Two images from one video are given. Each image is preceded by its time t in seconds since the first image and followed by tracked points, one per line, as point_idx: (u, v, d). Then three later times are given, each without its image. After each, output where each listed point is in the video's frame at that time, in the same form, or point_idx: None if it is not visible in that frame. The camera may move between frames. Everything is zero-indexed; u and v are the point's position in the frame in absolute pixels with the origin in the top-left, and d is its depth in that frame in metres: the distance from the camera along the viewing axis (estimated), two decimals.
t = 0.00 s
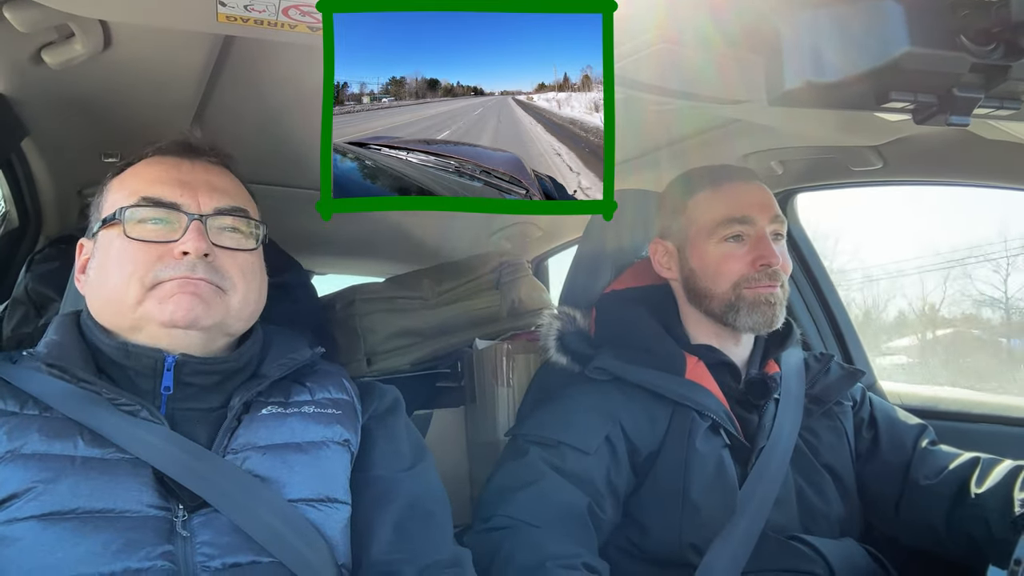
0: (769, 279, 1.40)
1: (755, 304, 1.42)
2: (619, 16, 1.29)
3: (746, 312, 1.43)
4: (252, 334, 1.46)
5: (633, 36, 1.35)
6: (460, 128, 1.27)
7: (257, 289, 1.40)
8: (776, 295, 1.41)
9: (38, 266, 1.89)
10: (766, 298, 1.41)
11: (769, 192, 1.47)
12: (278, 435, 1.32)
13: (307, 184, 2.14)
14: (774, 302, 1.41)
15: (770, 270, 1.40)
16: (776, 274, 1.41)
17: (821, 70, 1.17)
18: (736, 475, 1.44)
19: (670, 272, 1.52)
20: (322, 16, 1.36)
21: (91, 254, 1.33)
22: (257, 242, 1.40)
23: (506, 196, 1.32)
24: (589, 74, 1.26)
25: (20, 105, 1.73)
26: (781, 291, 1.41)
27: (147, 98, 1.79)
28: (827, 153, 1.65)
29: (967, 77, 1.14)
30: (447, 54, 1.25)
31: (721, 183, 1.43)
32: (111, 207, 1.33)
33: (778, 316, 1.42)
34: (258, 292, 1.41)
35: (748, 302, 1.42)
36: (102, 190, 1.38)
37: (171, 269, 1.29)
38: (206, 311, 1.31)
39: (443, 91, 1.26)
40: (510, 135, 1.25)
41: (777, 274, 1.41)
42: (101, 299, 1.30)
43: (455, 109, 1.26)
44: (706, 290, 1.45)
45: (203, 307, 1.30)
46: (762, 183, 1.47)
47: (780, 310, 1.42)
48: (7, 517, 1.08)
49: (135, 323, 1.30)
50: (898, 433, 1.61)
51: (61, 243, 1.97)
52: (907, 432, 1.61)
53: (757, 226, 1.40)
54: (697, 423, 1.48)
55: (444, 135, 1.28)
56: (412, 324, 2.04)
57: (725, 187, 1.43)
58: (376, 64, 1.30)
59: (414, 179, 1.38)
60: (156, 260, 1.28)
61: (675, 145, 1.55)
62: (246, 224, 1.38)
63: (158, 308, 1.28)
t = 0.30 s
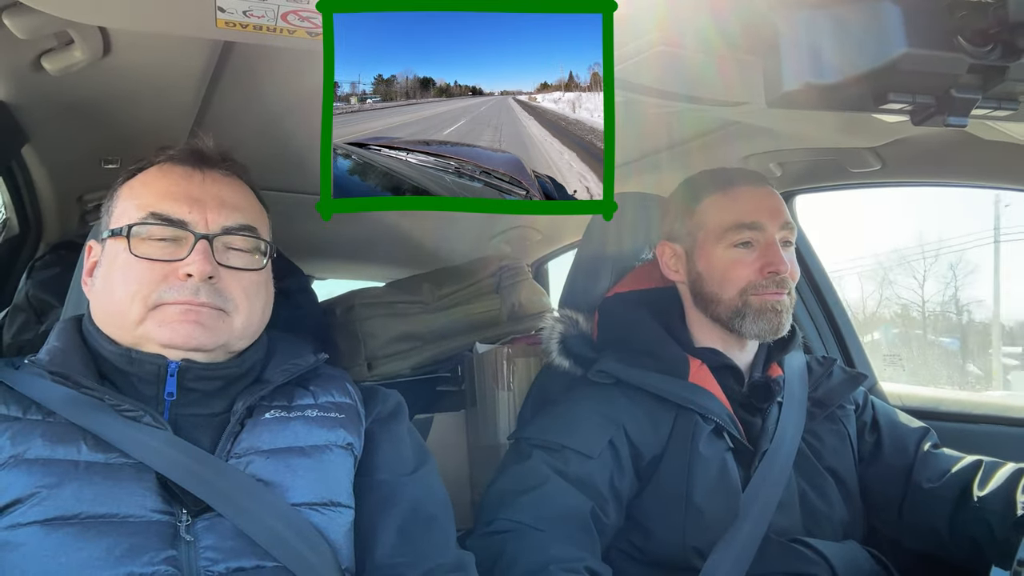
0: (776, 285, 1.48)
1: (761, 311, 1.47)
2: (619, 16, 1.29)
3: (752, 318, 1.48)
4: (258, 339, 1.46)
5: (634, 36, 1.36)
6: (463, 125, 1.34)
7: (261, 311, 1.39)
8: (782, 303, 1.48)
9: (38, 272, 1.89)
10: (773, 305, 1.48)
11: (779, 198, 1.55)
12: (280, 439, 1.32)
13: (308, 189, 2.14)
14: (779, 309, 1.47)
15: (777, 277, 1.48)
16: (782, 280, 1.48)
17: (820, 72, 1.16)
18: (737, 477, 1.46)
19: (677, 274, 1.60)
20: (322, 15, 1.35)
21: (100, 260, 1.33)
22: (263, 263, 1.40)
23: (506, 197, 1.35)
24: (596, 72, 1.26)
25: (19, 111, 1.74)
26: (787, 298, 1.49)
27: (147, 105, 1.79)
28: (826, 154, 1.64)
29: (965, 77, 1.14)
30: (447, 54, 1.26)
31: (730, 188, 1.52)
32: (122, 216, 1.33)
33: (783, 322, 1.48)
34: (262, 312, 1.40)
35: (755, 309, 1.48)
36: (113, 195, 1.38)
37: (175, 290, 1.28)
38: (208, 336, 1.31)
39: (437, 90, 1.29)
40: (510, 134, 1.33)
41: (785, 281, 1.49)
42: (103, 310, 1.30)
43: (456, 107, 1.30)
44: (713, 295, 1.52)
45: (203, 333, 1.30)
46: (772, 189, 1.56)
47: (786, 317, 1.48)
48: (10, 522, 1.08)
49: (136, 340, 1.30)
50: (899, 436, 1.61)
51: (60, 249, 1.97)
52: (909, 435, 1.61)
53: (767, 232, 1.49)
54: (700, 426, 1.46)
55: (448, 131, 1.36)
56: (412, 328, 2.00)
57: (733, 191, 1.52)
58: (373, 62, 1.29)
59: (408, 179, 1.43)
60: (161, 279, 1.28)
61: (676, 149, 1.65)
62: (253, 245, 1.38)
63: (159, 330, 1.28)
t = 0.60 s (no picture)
0: (773, 291, 1.46)
1: (757, 317, 1.49)
2: (619, 15, 1.33)
3: (748, 324, 1.49)
4: (253, 340, 1.46)
5: (635, 37, 1.38)
6: (462, 127, 1.31)
7: (254, 306, 1.40)
8: (778, 309, 1.49)
9: (38, 276, 1.89)
10: (768, 314, 1.49)
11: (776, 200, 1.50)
12: (277, 440, 1.32)
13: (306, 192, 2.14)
14: (775, 317, 1.49)
15: (774, 283, 1.46)
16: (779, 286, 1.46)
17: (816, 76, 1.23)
18: (735, 480, 1.46)
19: (674, 278, 1.52)
20: (322, 16, 1.37)
21: (90, 265, 1.33)
22: (254, 258, 1.40)
23: (506, 197, 1.37)
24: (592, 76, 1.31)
25: (19, 115, 1.75)
26: (784, 305, 1.49)
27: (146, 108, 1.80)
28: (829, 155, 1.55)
29: (961, 81, 1.18)
30: (445, 55, 1.29)
31: (729, 191, 1.45)
32: (110, 220, 1.33)
33: (779, 327, 1.51)
34: (254, 309, 1.40)
35: (750, 314, 1.48)
36: (102, 200, 1.38)
37: (166, 288, 1.29)
38: (202, 333, 1.32)
39: (430, 90, 1.30)
40: (510, 136, 1.30)
41: (781, 287, 1.47)
42: (97, 313, 1.30)
43: (455, 109, 1.30)
44: (710, 299, 1.48)
45: (197, 329, 1.31)
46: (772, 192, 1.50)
47: (780, 322, 1.51)
48: (6, 524, 1.07)
49: (129, 339, 1.30)
50: (896, 436, 1.55)
51: (60, 253, 1.97)
52: (906, 435, 1.55)
53: (763, 237, 1.44)
54: (697, 428, 1.48)
55: (444, 135, 1.32)
56: (410, 331, 2.06)
57: (732, 195, 1.46)
58: (371, 59, 1.32)
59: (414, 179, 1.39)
60: (152, 277, 1.28)
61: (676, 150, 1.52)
62: (243, 240, 1.38)
63: (151, 328, 1.28)
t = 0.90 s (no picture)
0: (772, 284, 1.44)
1: (756, 310, 1.47)
2: (619, 16, 1.34)
3: (748, 318, 1.48)
4: (253, 335, 1.45)
5: (634, 37, 1.36)
6: (464, 125, 1.28)
7: (255, 296, 1.39)
8: (776, 304, 1.47)
9: (37, 270, 1.88)
10: (767, 308, 1.47)
11: (772, 196, 1.47)
12: (278, 437, 1.32)
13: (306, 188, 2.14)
14: (774, 311, 1.47)
15: (773, 275, 1.44)
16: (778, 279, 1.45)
17: (820, 73, 1.29)
18: (735, 478, 1.46)
19: (671, 277, 1.49)
20: (322, 17, 1.39)
21: (90, 262, 1.32)
22: (254, 247, 1.39)
23: (506, 196, 1.35)
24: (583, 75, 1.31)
25: (19, 110, 1.74)
26: (782, 300, 1.48)
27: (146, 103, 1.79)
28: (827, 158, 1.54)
29: (965, 79, 1.25)
30: (441, 54, 1.29)
31: (723, 186, 1.42)
32: (109, 212, 1.32)
33: (778, 323, 1.51)
34: (256, 299, 1.40)
35: (750, 309, 1.46)
36: (100, 194, 1.37)
37: (168, 279, 1.28)
38: (205, 323, 1.32)
39: (419, 89, 1.29)
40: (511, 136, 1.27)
41: (780, 278, 1.45)
42: (98, 307, 1.30)
43: (454, 108, 1.28)
44: (710, 294, 1.46)
45: (199, 320, 1.31)
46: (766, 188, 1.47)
47: (780, 319, 1.50)
48: (5, 519, 1.07)
49: (131, 332, 1.30)
50: (898, 436, 1.57)
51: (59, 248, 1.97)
52: (908, 436, 1.57)
53: (758, 230, 1.42)
54: (697, 427, 1.49)
55: (446, 134, 1.29)
56: (411, 327, 2.05)
57: (727, 189, 1.42)
58: (367, 55, 1.32)
59: (414, 178, 1.36)
60: (153, 269, 1.28)
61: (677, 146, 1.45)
62: (242, 231, 1.37)
63: (153, 320, 1.28)
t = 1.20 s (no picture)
0: (777, 282, 1.43)
1: (761, 308, 1.44)
2: (619, 16, 1.30)
3: (752, 316, 1.45)
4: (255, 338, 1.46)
5: (633, 36, 1.36)
6: (460, 128, 1.30)
7: (262, 306, 1.39)
8: (781, 302, 1.44)
9: (37, 273, 1.89)
10: (772, 305, 1.44)
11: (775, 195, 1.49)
12: (280, 438, 1.32)
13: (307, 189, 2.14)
14: (779, 309, 1.44)
15: (777, 272, 1.43)
16: (783, 277, 1.44)
17: (818, 70, 1.14)
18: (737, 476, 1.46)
19: (676, 273, 1.53)
20: (322, 17, 1.38)
21: (98, 259, 1.33)
22: (264, 257, 1.40)
23: (506, 196, 1.33)
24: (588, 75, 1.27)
25: (17, 111, 1.74)
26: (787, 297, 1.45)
27: (144, 105, 1.79)
28: (824, 153, 1.64)
29: (962, 76, 1.12)
30: (443, 56, 1.27)
31: (728, 184, 1.46)
32: (120, 215, 1.32)
33: (784, 320, 1.45)
34: (262, 308, 1.40)
35: (755, 305, 1.44)
36: (111, 193, 1.38)
37: (178, 286, 1.28)
38: (212, 330, 1.31)
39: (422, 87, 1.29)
40: (511, 135, 1.27)
41: (785, 277, 1.44)
42: (105, 308, 1.30)
43: (454, 108, 1.28)
44: (715, 290, 1.47)
45: (207, 327, 1.30)
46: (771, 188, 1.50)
47: (786, 316, 1.46)
48: (8, 522, 1.07)
49: (138, 335, 1.29)
50: (899, 433, 1.62)
51: (59, 250, 1.97)
52: (908, 432, 1.61)
53: (764, 227, 1.43)
54: (700, 425, 1.49)
55: (444, 134, 1.31)
56: (411, 327, 2.05)
57: (731, 187, 1.47)
58: (372, 53, 1.31)
59: (414, 180, 1.42)
60: (163, 274, 1.28)
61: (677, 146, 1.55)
62: (254, 240, 1.38)
63: (161, 325, 1.28)
